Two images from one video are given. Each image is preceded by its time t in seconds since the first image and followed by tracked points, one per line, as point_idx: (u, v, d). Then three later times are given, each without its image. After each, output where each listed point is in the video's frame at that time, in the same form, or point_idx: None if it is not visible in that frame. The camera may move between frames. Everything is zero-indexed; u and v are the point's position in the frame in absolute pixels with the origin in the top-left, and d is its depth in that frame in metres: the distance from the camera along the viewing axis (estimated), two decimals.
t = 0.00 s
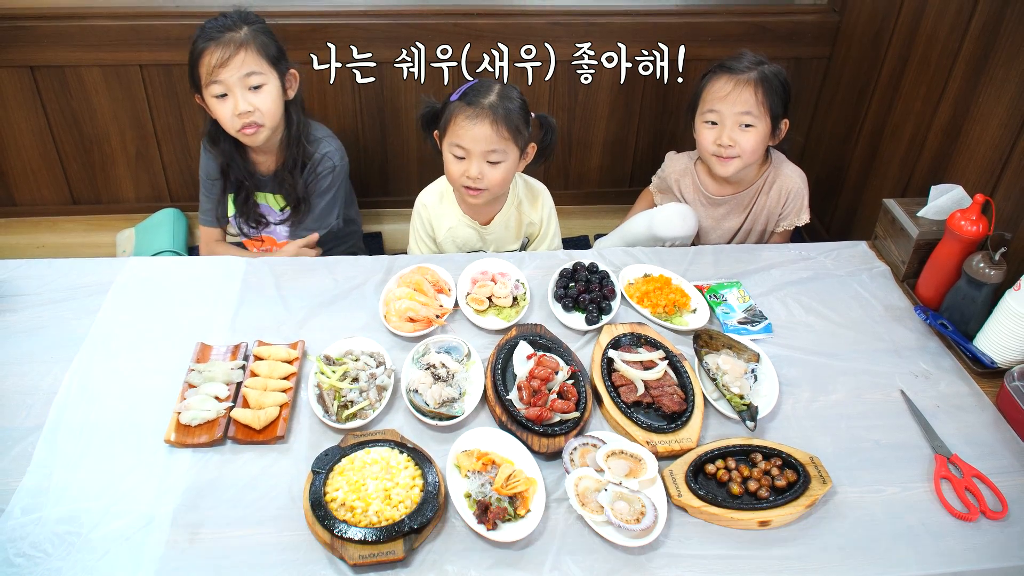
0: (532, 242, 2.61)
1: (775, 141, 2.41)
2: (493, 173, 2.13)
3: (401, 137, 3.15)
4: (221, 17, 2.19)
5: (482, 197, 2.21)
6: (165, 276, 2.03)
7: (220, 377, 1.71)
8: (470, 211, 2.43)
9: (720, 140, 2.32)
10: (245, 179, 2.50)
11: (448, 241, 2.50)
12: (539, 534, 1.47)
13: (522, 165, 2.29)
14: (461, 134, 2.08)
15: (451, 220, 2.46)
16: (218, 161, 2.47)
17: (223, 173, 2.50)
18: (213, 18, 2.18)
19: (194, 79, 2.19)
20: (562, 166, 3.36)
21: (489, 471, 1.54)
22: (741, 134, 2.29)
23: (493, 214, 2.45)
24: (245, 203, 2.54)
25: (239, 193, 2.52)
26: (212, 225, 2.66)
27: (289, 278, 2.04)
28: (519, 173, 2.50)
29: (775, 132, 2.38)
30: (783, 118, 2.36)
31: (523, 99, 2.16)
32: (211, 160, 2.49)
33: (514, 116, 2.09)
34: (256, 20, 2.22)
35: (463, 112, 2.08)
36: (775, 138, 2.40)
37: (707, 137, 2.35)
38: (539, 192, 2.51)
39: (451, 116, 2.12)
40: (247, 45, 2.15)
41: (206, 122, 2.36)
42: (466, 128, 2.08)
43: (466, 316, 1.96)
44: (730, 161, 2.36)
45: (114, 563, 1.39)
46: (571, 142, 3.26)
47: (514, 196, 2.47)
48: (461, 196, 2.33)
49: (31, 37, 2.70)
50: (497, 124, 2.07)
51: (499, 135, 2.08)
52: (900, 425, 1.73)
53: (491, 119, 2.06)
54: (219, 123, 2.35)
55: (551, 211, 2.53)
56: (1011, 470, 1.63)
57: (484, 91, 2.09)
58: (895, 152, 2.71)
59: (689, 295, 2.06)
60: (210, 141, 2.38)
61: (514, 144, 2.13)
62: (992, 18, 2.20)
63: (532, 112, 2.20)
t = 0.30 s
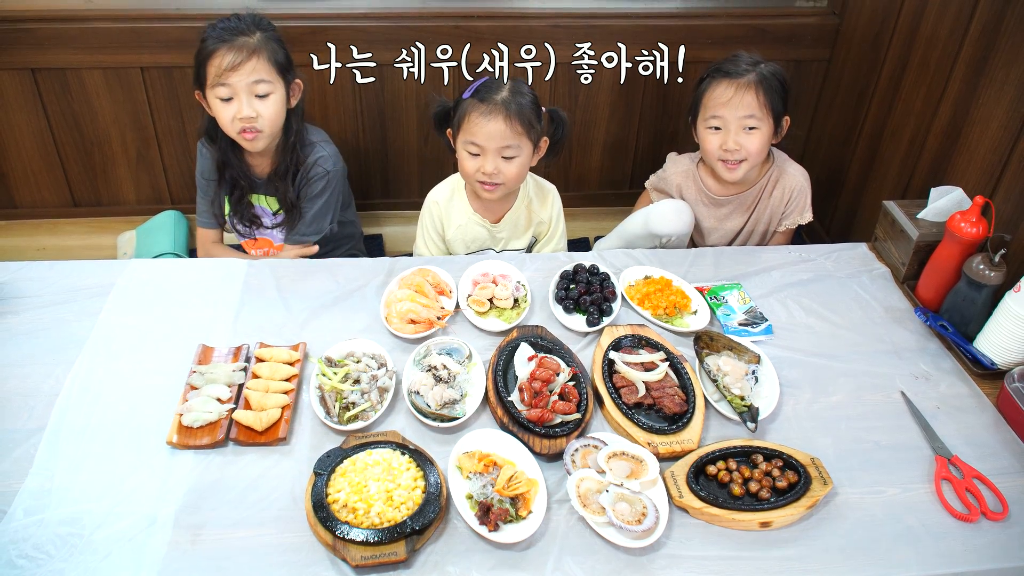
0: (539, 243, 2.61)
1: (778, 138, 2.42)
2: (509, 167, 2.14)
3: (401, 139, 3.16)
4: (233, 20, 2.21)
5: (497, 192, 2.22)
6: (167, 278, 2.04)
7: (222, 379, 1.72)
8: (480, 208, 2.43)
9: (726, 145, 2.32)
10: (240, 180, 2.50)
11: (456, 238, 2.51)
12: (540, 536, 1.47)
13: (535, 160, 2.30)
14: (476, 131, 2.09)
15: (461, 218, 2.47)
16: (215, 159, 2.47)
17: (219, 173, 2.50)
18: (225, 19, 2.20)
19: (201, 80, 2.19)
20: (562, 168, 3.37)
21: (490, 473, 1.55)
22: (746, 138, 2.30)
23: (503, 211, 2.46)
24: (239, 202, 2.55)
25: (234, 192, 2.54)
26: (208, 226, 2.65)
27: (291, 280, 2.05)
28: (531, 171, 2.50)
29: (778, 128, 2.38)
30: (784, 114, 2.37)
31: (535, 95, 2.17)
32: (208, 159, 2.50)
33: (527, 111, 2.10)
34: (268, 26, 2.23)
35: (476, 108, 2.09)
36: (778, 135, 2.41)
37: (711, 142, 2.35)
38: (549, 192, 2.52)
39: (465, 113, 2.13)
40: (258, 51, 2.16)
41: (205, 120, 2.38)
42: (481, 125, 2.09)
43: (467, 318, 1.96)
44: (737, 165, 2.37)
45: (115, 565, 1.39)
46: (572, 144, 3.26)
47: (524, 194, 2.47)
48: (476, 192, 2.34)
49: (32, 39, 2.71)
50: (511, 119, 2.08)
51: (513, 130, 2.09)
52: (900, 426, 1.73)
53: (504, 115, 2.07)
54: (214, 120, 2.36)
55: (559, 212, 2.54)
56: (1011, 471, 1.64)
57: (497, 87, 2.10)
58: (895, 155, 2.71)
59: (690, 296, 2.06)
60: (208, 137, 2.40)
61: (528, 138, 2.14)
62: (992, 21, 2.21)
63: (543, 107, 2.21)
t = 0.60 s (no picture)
0: (543, 248, 2.62)
1: (771, 145, 2.42)
2: (515, 172, 2.15)
3: (402, 142, 3.16)
4: (244, 21, 2.22)
5: (504, 198, 2.23)
6: (168, 279, 2.04)
7: (224, 380, 1.72)
8: (487, 212, 2.44)
9: (710, 145, 2.34)
10: (241, 181, 2.50)
11: (461, 240, 2.51)
12: (542, 537, 1.47)
13: (541, 165, 2.30)
14: (484, 135, 2.09)
15: (467, 221, 2.47)
16: (219, 159, 2.48)
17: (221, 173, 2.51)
18: (237, 21, 2.21)
19: (210, 81, 2.20)
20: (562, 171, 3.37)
21: (492, 474, 1.55)
22: (730, 141, 2.31)
23: (508, 216, 2.47)
24: (241, 203, 2.55)
25: (236, 193, 2.53)
26: (208, 227, 2.64)
27: (292, 281, 2.05)
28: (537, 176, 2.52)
29: (773, 138, 2.39)
30: (779, 123, 2.35)
31: (541, 99, 2.18)
32: (211, 160, 2.51)
33: (534, 115, 2.11)
34: (279, 30, 2.25)
35: (483, 113, 2.10)
36: (771, 142, 2.40)
37: (699, 139, 2.39)
38: (554, 199, 2.53)
39: (471, 118, 2.14)
40: (270, 55, 2.18)
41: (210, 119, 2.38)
42: (488, 128, 2.09)
43: (468, 319, 1.96)
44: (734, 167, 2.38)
45: (117, 566, 1.39)
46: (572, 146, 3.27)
47: (530, 200, 2.48)
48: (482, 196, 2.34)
49: (33, 41, 2.71)
50: (518, 123, 2.08)
51: (520, 134, 2.10)
52: (901, 428, 1.73)
53: (511, 118, 2.08)
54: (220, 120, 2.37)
55: (564, 219, 2.55)
56: (1012, 472, 1.64)
57: (503, 91, 2.11)
58: (895, 156, 2.72)
59: (690, 298, 2.07)
60: (212, 137, 2.41)
61: (535, 143, 2.14)
62: (992, 23, 2.22)
63: (549, 112, 2.22)
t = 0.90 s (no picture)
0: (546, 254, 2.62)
1: (773, 156, 2.43)
2: (515, 180, 2.14)
3: (402, 144, 3.17)
4: (245, 23, 2.22)
5: (503, 206, 2.23)
6: (169, 281, 2.04)
7: (225, 382, 1.72)
8: (490, 218, 2.44)
9: (712, 146, 2.35)
10: (241, 184, 2.51)
11: (464, 246, 2.50)
12: (543, 539, 1.47)
13: (542, 173, 2.30)
14: (484, 143, 2.09)
15: (471, 228, 2.46)
16: (219, 162, 2.48)
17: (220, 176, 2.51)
18: (238, 23, 2.21)
19: (211, 83, 2.20)
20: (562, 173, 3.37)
21: (493, 475, 1.55)
22: (733, 145, 2.31)
23: (511, 223, 2.47)
24: (242, 206, 2.55)
25: (236, 195, 2.53)
26: (208, 229, 2.65)
27: (293, 283, 2.05)
28: (540, 183, 2.51)
29: (775, 149, 2.40)
30: (783, 134, 2.36)
31: (542, 107, 2.18)
32: (211, 162, 2.50)
33: (535, 124, 2.11)
34: (279, 32, 2.25)
35: (483, 121, 2.10)
36: (771, 153, 2.40)
37: (701, 139, 2.39)
38: (557, 204, 2.53)
39: (472, 125, 2.14)
40: (271, 57, 2.18)
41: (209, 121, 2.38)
42: (488, 137, 2.09)
43: (469, 321, 1.96)
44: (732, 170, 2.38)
45: (118, 569, 1.39)
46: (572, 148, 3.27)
47: (533, 207, 2.48)
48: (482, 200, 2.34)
49: (35, 43, 2.72)
50: (518, 132, 2.08)
51: (520, 142, 2.09)
52: (902, 430, 1.73)
53: (512, 127, 2.08)
54: (220, 122, 2.37)
55: (568, 225, 2.55)
56: (1013, 475, 1.64)
57: (504, 99, 2.12)
58: (896, 158, 2.72)
59: (691, 300, 2.07)
60: (212, 140, 2.40)
61: (535, 151, 2.14)
62: (993, 26, 2.22)
63: (551, 119, 2.22)
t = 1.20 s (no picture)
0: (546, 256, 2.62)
1: (770, 162, 2.43)
2: (515, 182, 2.14)
3: (402, 145, 3.17)
4: (243, 26, 2.22)
5: (504, 208, 2.23)
6: (168, 283, 2.04)
7: (224, 384, 1.72)
8: (491, 220, 2.44)
9: (707, 151, 2.35)
10: (240, 186, 2.50)
11: (464, 248, 2.50)
12: (541, 541, 1.47)
13: (543, 176, 2.30)
14: (484, 145, 2.09)
15: (472, 229, 2.46)
16: (218, 163, 2.48)
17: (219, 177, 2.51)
18: (237, 26, 2.22)
19: (210, 86, 2.20)
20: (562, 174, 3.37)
21: (492, 477, 1.54)
22: (726, 151, 2.31)
23: (513, 225, 2.46)
24: (241, 208, 2.56)
25: (235, 197, 2.53)
26: (208, 230, 2.66)
27: (292, 284, 2.05)
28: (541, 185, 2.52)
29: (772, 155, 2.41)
30: (779, 142, 2.36)
31: (543, 110, 2.18)
32: (210, 164, 2.51)
33: (536, 126, 2.11)
34: (277, 34, 2.25)
35: (484, 123, 2.10)
36: (768, 159, 2.41)
37: (698, 143, 2.39)
38: (559, 207, 2.53)
39: (473, 127, 2.14)
40: (269, 59, 2.18)
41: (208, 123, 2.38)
42: (488, 138, 2.09)
43: (468, 322, 1.96)
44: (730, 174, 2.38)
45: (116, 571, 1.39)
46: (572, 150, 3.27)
47: (536, 209, 2.48)
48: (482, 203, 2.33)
49: (35, 45, 2.72)
50: (518, 134, 2.08)
51: (520, 144, 2.09)
52: (901, 431, 1.73)
53: (512, 129, 2.08)
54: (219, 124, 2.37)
55: (570, 228, 2.55)
56: (1013, 476, 1.64)
57: (505, 102, 2.12)
58: (896, 159, 2.72)
59: (690, 301, 2.06)
60: (211, 142, 2.40)
61: (536, 154, 2.14)
62: (992, 28, 2.22)
63: (552, 122, 2.22)
